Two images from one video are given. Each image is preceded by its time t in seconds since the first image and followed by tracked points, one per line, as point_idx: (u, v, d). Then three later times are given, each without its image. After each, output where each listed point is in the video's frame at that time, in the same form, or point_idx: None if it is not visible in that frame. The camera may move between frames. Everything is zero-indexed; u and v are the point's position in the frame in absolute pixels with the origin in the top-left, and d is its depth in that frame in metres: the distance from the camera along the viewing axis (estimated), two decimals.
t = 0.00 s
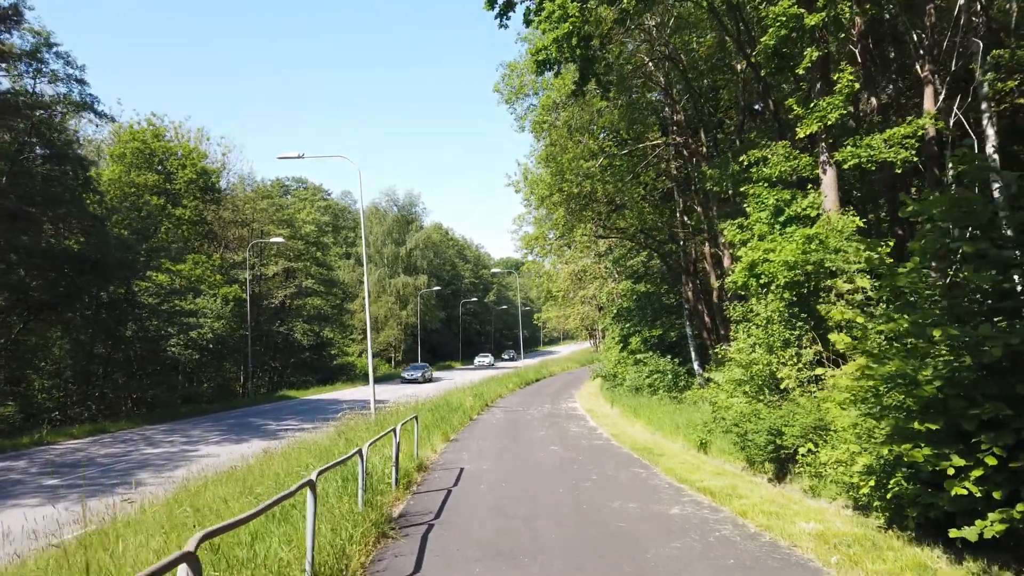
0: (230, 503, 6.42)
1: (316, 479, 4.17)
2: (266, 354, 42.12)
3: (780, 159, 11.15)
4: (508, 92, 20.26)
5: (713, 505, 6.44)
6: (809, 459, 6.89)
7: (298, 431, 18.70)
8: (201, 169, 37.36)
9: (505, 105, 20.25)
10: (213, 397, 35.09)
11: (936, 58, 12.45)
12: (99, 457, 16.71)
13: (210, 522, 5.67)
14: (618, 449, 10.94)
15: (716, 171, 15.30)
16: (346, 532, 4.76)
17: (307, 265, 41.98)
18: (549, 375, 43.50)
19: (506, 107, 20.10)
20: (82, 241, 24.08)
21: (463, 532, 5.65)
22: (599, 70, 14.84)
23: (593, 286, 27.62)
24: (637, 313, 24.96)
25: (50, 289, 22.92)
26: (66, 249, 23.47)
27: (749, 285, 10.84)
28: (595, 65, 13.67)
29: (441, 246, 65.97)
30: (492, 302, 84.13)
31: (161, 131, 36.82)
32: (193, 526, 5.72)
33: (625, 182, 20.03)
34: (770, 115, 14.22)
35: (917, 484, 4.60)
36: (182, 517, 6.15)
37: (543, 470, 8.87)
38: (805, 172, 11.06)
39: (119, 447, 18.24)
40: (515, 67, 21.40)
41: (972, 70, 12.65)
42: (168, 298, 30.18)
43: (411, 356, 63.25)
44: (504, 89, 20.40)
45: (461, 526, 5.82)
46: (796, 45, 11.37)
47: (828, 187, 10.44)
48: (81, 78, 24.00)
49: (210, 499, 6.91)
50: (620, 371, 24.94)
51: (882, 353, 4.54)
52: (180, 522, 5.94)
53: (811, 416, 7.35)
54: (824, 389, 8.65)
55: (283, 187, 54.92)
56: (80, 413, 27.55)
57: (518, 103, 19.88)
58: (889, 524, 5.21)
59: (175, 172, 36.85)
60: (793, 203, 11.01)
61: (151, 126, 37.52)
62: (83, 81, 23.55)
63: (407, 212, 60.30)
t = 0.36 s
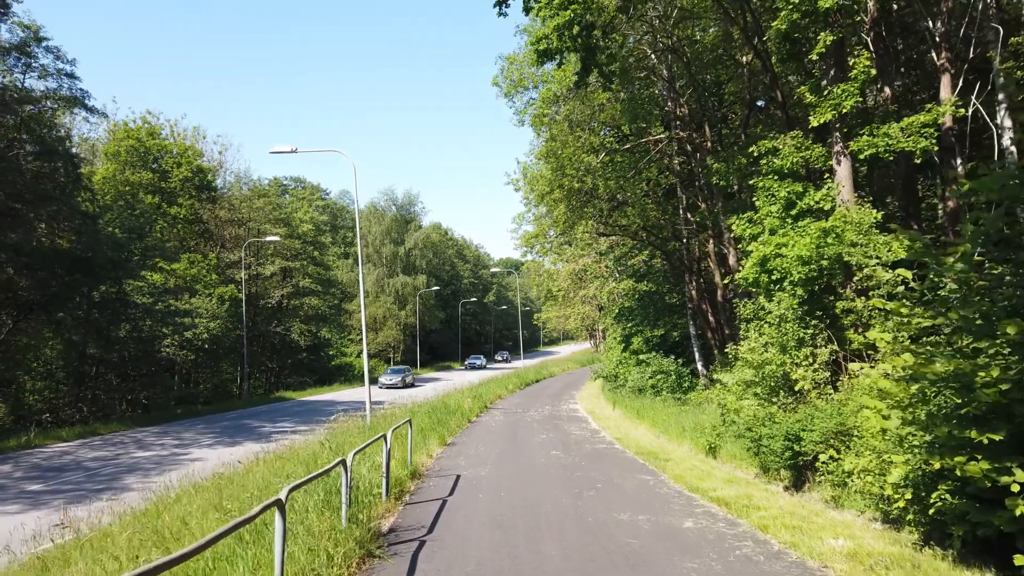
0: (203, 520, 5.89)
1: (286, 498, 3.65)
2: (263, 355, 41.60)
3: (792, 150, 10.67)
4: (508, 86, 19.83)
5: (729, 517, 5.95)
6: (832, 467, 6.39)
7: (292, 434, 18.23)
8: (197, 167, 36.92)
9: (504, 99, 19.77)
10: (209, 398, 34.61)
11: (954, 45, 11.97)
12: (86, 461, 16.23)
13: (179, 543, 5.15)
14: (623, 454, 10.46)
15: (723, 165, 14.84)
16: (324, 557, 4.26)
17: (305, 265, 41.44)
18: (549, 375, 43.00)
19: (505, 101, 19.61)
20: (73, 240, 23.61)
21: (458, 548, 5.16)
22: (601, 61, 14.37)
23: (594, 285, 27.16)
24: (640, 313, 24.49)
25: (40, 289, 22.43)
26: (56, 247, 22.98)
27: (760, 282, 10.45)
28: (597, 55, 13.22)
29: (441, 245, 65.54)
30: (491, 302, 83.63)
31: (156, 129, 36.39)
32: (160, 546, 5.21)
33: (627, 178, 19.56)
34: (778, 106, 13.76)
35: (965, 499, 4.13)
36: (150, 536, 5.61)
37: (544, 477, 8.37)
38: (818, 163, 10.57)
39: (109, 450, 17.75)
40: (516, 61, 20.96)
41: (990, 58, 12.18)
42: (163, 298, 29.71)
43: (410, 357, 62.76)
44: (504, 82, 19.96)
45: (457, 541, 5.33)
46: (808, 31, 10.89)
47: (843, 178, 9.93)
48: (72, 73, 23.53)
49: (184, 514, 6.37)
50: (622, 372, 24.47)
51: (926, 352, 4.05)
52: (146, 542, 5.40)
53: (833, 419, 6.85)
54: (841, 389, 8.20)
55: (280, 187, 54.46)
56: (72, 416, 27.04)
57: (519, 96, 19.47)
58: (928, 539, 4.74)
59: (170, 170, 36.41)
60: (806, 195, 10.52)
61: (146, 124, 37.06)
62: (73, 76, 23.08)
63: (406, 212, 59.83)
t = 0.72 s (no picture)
0: (180, 527, 5.43)
1: (256, 508, 3.21)
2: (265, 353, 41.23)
3: (811, 136, 10.16)
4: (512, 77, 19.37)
5: (756, 523, 5.48)
6: (864, 467, 5.93)
7: (292, 433, 17.80)
8: (198, 164, 36.55)
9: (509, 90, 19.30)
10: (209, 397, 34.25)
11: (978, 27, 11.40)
12: (79, 461, 15.82)
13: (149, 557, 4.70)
14: (632, 454, 9.99)
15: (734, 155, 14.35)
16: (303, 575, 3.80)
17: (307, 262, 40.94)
18: (554, 374, 42.53)
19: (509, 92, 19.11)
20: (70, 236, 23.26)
21: (460, 556, 4.72)
22: (609, 47, 13.87)
23: (600, 282, 26.67)
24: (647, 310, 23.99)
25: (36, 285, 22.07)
26: (52, 243, 22.63)
27: (778, 274, 9.98)
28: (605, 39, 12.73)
29: (445, 244, 65.14)
30: (495, 301, 83.13)
31: (157, 125, 36.02)
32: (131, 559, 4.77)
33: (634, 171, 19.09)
34: (791, 94, 13.28)
35: None
36: (120, 547, 5.15)
37: (550, 478, 7.91)
38: (837, 149, 10.07)
39: (104, 449, 17.34)
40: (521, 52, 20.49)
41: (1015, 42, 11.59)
42: (162, 295, 29.32)
43: (413, 356, 62.35)
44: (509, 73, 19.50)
45: (459, 548, 4.89)
46: (826, 11, 10.38)
47: (864, 163, 9.38)
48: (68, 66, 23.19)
49: (161, 519, 5.90)
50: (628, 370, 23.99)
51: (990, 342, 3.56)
52: (114, 556, 4.92)
53: (862, 417, 6.38)
54: (867, 385, 7.75)
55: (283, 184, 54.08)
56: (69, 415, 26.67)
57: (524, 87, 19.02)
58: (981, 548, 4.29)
59: (171, 167, 36.06)
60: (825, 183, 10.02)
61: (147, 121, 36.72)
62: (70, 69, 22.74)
63: (409, 210, 59.41)
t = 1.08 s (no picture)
0: (150, 540, 5.03)
1: (208, 535, 2.82)
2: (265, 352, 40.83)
3: (826, 126, 9.69)
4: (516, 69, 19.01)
5: (777, 538, 5.04)
6: (892, 476, 5.49)
7: (289, 433, 17.42)
8: (197, 161, 36.21)
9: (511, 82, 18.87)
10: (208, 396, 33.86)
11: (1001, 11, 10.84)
12: (71, 463, 15.43)
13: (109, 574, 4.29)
14: (639, 458, 9.55)
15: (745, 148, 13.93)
16: None
17: (307, 260, 40.53)
18: (556, 373, 42.14)
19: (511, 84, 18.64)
20: (64, 233, 22.92)
21: None
22: (614, 37, 13.44)
23: (603, 281, 26.27)
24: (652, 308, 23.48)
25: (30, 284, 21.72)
26: (45, 240, 22.26)
27: (793, 269, 9.52)
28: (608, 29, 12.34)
29: (447, 242, 64.79)
30: (498, 300, 82.69)
31: (155, 122, 35.69)
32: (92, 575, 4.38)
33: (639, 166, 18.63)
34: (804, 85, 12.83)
35: None
36: (82, 566, 4.75)
37: (553, 485, 7.47)
38: (854, 139, 9.58)
39: (97, 451, 16.96)
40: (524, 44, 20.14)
41: None
42: (159, 294, 28.96)
43: (416, 355, 61.93)
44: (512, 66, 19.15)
45: (453, 566, 4.48)
46: None
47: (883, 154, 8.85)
48: (63, 59, 22.82)
49: (133, 531, 5.50)
50: (633, 369, 23.53)
51: None
52: None
53: (888, 422, 5.93)
54: (889, 387, 7.32)
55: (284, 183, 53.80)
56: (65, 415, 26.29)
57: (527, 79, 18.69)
58: None
59: (170, 164, 35.75)
60: (842, 174, 9.54)
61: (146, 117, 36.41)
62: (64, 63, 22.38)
63: (410, 208, 59.09)
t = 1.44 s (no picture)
0: (104, 560, 4.54)
1: None
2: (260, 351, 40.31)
3: (842, 112, 9.19)
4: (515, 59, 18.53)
5: (802, 557, 4.56)
6: (926, 486, 5.01)
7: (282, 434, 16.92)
8: (191, 157, 35.67)
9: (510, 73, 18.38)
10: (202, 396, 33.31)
11: None
12: (54, 465, 14.91)
13: None
14: (644, 462, 9.06)
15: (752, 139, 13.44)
16: None
17: (303, 258, 40.02)
18: (556, 373, 41.66)
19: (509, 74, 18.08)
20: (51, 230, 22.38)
21: None
22: (616, 23, 12.94)
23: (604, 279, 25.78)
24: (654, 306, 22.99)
25: (16, 281, 21.18)
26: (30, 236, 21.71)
27: (808, 263, 9.04)
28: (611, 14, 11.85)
29: (445, 240, 64.26)
30: (497, 299, 82.16)
31: (149, 118, 35.14)
32: None
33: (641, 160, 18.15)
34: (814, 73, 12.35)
35: None
36: None
37: (555, 493, 6.99)
38: (871, 125, 9.08)
39: (83, 453, 16.44)
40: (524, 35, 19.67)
41: None
42: (151, 292, 28.42)
43: (414, 355, 61.42)
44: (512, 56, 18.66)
45: None
46: None
47: (902, 141, 8.31)
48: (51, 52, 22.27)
49: (90, 544, 5.03)
50: (634, 368, 23.04)
51: None
52: None
53: (918, 426, 5.46)
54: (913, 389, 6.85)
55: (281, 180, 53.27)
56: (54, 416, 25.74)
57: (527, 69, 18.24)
58: None
59: (163, 160, 35.19)
60: (858, 163, 9.05)
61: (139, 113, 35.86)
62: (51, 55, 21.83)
63: (408, 206, 58.56)
